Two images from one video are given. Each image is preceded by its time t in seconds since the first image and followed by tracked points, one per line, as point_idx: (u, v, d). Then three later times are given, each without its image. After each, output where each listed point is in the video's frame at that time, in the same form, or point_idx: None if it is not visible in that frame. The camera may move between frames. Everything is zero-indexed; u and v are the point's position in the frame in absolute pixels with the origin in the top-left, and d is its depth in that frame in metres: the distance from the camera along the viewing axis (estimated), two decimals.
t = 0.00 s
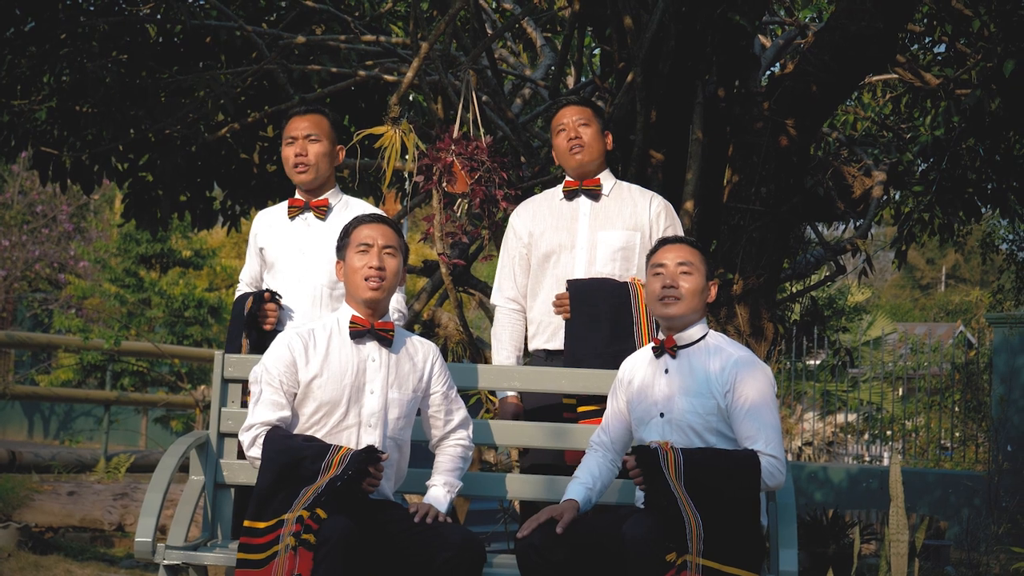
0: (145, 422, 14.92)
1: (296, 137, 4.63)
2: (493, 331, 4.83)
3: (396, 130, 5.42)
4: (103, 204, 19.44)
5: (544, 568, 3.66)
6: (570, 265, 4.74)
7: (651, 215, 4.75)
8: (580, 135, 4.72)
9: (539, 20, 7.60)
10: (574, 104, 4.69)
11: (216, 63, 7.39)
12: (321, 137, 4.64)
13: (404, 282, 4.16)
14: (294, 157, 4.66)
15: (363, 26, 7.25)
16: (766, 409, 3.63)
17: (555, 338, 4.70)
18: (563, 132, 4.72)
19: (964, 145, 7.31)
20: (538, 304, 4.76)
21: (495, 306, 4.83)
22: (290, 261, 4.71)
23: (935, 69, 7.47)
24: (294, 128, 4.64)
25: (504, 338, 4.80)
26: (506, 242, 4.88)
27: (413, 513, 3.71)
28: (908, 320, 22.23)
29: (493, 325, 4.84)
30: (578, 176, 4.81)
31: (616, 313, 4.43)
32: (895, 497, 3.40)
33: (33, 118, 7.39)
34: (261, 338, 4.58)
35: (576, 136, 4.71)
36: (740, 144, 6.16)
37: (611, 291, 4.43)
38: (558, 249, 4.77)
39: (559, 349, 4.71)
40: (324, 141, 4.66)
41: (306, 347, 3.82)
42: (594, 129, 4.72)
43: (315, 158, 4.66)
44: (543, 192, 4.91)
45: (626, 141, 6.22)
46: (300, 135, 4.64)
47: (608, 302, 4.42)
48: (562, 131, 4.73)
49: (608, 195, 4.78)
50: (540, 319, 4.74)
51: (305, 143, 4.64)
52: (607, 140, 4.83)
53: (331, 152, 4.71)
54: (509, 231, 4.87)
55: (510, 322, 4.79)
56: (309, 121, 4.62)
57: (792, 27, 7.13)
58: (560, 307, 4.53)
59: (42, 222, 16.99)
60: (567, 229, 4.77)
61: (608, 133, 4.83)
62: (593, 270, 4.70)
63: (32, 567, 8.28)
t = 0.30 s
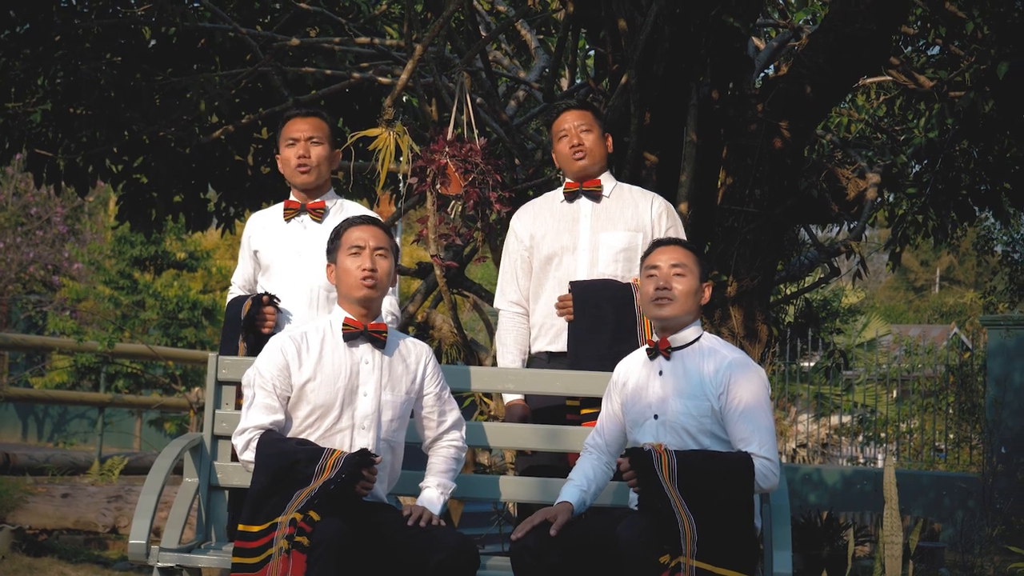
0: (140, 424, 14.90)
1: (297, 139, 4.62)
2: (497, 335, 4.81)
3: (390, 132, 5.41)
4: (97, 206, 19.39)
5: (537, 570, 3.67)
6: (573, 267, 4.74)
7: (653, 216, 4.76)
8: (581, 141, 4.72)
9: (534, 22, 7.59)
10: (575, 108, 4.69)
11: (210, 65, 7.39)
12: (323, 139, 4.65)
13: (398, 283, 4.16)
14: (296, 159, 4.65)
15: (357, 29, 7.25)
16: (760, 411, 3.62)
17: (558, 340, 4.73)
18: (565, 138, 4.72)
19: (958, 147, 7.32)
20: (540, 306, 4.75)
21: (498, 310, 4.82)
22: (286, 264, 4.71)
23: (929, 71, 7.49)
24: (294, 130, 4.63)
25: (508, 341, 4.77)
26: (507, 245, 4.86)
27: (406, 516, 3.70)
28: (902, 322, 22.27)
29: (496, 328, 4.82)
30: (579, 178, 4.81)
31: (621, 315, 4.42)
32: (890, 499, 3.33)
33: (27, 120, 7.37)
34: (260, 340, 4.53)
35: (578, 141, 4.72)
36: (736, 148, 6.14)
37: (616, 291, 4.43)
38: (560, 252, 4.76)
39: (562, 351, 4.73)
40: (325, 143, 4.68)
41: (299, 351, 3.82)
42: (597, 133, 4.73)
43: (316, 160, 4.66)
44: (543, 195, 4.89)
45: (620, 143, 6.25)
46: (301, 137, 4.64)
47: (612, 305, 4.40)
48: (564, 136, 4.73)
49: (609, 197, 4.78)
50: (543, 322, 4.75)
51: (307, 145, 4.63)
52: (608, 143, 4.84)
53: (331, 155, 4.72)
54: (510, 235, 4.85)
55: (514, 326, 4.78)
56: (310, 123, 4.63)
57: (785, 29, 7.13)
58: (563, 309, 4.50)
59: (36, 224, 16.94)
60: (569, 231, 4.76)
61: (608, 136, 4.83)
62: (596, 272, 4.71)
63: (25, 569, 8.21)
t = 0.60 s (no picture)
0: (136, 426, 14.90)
1: (303, 144, 4.60)
2: (493, 335, 4.78)
3: (386, 134, 5.40)
4: (93, 207, 19.36)
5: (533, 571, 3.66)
6: (569, 270, 4.74)
7: (650, 220, 4.77)
8: (580, 140, 4.70)
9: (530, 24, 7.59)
10: (574, 108, 4.67)
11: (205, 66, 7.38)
12: (328, 143, 4.65)
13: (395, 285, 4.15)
14: (302, 163, 4.64)
15: (352, 31, 7.24)
16: (756, 413, 3.62)
17: (553, 343, 4.73)
18: (564, 137, 4.70)
19: (954, 150, 7.32)
20: (536, 308, 4.75)
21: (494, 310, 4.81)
22: (286, 266, 4.71)
23: (924, 73, 7.48)
24: (299, 135, 4.60)
25: (503, 342, 4.74)
26: (504, 245, 4.85)
27: (403, 519, 3.69)
28: (898, 324, 22.29)
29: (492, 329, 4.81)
30: (577, 180, 4.80)
31: (616, 318, 4.43)
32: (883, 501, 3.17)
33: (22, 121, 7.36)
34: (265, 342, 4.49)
35: (577, 141, 4.70)
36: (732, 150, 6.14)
37: (612, 294, 4.44)
38: (557, 254, 4.76)
39: (557, 353, 4.74)
40: (328, 147, 4.67)
41: (296, 352, 3.81)
42: (595, 133, 4.71)
43: (322, 164, 4.66)
44: (541, 196, 4.89)
45: (615, 145, 6.25)
46: (306, 141, 4.61)
47: (609, 309, 4.41)
48: (563, 136, 4.71)
49: (607, 199, 4.78)
50: (539, 323, 4.74)
51: (313, 150, 4.62)
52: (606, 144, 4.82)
53: (334, 157, 4.73)
54: (507, 235, 4.85)
55: (510, 328, 4.75)
56: (313, 127, 4.60)
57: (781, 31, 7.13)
58: (557, 311, 4.49)
59: (31, 226, 16.91)
60: (566, 233, 4.76)
61: (606, 137, 4.82)
62: (593, 275, 4.70)
63: (21, 570, 8.18)
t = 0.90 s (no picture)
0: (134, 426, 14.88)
1: (308, 147, 4.62)
2: (484, 332, 4.79)
3: (384, 134, 5.40)
4: (91, 207, 19.33)
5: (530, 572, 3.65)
6: (561, 269, 4.73)
7: (644, 223, 4.76)
8: (577, 141, 4.72)
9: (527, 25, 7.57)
10: (574, 108, 4.68)
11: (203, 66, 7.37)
12: (333, 147, 4.67)
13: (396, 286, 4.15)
14: (308, 168, 4.64)
15: (350, 31, 7.24)
16: (753, 413, 3.62)
17: (543, 342, 4.73)
18: (562, 136, 4.72)
19: (952, 151, 7.31)
20: (527, 308, 4.74)
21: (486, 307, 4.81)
22: (286, 266, 4.71)
23: (922, 75, 7.48)
24: (304, 139, 4.62)
25: (494, 340, 4.75)
26: (497, 243, 4.85)
27: (400, 519, 3.69)
28: (896, 326, 22.29)
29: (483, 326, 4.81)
30: (572, 181, 4.83)
31: (607, 319, 4.43)
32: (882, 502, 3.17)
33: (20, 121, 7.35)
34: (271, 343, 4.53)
35: (573, 142, 4.72)
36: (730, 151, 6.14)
37: (603, 296, 4.43)
38: (549, 253, 4.75)
39: (546, 352, 4.75)
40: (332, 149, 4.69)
41: (297, 351, 3.81)
42: (593, 135, 4.72)
43: (328, 169, 4.67)
44: (536, 195, 4.89)
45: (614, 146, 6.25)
46: (310, 144, 4.63)
47: (599, 310, 4.41)
48: (561, 134, 4.73)
49: (601, 201, 4.78)
50: (529, 322, 4.75)
51: (319, 154, 4.64)
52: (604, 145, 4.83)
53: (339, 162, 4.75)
54: (501, 233, 4.84)
55: (502, 326, 4.75)
56: (316, 129, 4.62)
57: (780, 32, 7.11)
58: (549, 311, 4.53)
59: (29, 226, 16.90)
60: (559, 233, 4.76)
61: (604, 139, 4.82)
62: (584, 275, 4.70)
63: (18, 569, 8.17)
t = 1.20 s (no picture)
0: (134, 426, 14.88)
1: (305, 146, 4.61)
2: (472, 329, 4.83)
3: (383, 134, 5.40)
4: (90, 207, 19.33)
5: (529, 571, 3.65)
6: (548, 269, 4.73)
7: (634, 225, 4.76)
8: (572, 141, 4.71)
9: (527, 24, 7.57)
10: (571, 108, 4.67)
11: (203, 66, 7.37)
12: (330, 146, 4.66)
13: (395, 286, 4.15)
14: (305, 167, 4.64)
15: (350, 31, 7.23)
16: (753, 414, 3.62)
17: (529, 340, 4.73)
18: (557, 136, 4.71)
19: (951, 151, 7.31)
20: (514, 307, 4.75)
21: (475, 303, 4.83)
22: (285, 266, 4.71)
23: (923, 75, 7.47)
24: (302, 138, 4.60)
25: (482, 336, 4.79)
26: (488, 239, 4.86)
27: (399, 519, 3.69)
28: (896, 326, 22.28)
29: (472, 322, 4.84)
30: (566, 180, 4.81)
31: (591, 321, 4.42)
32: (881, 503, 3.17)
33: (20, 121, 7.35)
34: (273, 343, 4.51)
35: (569, 141, 4.70)
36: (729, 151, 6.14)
37: (587, 299, 4.41)
38: (537, 252, 4.76)
39: (531, 352, 4.74)
40: (330, 148, 4.68)
41: (297, 351, 3.81)
42: (588, 135, 4.71)
43: (325, 167, 4.66)
44: (528, 193, 4.89)
45: (613, 146, 6.25)
46: (307, 144, 4.62)
47: (585, 311, 4.40)
48: (556, 134, 4.72)
49: (592, 201, 4.78)
50: (516, 321, 4.75)
51: (316, 153, 4.63)
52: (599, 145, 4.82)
53: (337, 159, 4.73)
54: (492, 230, 4.85)
55: (489, 322, 4.79)
56: (313, 128, 4.60)
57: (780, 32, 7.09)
58: (535, 310, 4.54)
59: (29, 226, 16.89)
60: (549, 232, 4.76)
61: (600, 139, 4.82)
62: (571, 275, 4.70)
63: (17, 570, 8.16)
